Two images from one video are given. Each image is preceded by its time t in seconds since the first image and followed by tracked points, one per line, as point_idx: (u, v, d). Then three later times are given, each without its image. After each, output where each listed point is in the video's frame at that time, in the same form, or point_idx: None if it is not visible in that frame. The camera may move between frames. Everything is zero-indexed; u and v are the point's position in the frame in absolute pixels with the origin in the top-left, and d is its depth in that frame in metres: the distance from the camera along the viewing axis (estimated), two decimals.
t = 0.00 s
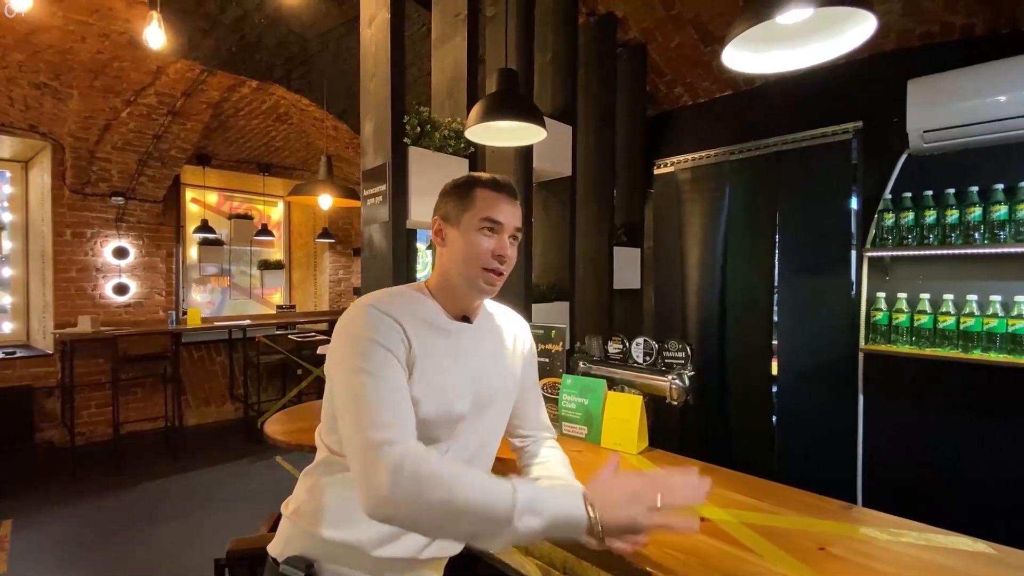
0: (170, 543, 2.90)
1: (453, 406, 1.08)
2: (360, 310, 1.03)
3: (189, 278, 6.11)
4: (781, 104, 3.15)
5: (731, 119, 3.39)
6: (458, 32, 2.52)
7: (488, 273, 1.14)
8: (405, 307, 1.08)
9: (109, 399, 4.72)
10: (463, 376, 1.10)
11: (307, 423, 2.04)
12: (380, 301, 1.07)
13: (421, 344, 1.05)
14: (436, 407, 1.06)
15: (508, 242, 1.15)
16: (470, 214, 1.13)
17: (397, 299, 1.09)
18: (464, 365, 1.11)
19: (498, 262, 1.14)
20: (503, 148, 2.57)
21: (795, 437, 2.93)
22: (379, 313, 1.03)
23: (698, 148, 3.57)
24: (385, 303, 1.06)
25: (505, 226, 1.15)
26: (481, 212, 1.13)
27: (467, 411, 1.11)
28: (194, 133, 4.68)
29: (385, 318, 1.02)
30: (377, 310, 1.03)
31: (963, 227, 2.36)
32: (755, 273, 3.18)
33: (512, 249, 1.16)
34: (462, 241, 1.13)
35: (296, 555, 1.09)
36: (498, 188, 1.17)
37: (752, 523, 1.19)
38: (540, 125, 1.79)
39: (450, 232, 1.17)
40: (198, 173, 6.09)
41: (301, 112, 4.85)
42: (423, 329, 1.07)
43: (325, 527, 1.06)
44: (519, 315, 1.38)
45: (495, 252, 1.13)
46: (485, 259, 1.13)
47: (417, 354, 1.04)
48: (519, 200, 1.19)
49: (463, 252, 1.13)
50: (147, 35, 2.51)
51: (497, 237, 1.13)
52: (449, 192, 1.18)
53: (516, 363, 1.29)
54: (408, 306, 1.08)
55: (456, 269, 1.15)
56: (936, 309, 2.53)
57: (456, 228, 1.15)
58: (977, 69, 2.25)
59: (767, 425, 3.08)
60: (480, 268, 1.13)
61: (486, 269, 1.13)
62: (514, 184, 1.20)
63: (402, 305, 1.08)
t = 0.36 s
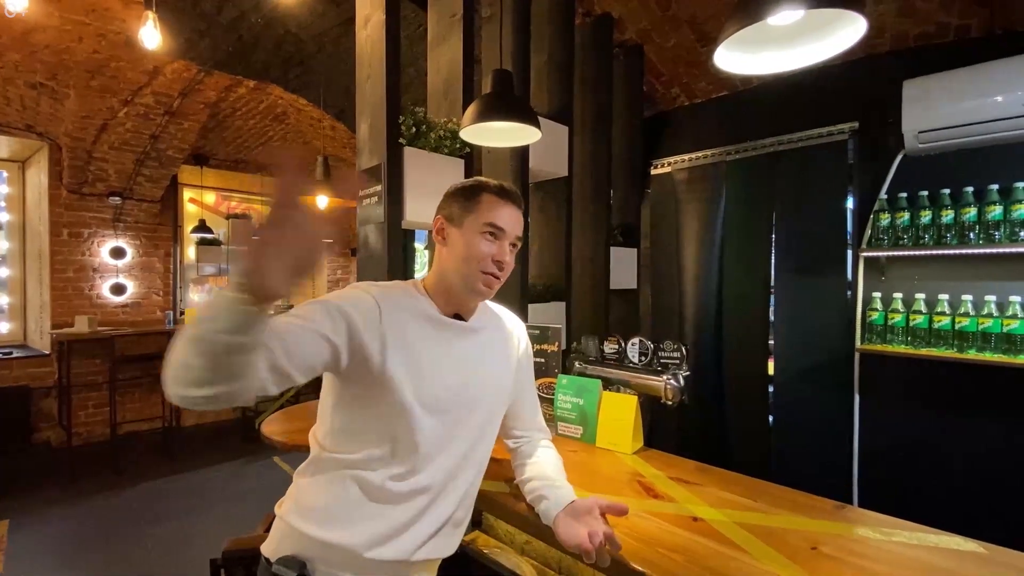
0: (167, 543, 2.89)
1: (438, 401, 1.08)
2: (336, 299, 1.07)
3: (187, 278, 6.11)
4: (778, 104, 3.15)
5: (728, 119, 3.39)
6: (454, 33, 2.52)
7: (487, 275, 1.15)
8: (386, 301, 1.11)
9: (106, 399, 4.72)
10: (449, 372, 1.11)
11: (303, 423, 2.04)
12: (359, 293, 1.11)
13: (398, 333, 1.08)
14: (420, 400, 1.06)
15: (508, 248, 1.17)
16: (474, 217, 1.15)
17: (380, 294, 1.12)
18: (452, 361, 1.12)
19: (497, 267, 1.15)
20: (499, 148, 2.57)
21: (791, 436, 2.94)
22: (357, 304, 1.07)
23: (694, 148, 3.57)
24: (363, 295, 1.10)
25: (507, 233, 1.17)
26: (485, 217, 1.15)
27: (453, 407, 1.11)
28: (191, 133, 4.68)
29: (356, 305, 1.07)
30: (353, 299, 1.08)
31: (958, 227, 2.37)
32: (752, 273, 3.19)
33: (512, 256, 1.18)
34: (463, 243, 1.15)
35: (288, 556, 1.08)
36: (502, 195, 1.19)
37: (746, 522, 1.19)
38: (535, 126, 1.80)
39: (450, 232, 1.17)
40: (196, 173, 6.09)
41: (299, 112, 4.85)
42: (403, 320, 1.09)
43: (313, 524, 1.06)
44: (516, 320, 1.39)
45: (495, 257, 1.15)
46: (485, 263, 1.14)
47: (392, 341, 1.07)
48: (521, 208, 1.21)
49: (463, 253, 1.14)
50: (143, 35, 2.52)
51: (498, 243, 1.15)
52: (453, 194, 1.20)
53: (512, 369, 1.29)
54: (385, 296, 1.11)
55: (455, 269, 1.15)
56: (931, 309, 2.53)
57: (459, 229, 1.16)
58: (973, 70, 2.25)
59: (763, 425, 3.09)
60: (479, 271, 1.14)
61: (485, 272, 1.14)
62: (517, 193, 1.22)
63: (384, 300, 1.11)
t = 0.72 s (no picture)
0: (164, 544, 2.88)
1: (430, 409, 1.06)
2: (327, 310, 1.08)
3: (184, 278, 6.09)
4: (775, 104, 3.15)
5: (726, 119, 3.39)
6: (451, 32, 2.52)
7: (497, 274, 1.13)
8: (380, 307, 1.10)
9: (103, 399, 4.71)
10: (444, 378, 1.09)
11: (300, 423, 2.04)
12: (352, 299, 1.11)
13: (386, 335, 1.08)
14: (411, 408, 1.05)
15: (518, 246, 1.16)
16: (483, 215, 1.14)
17: (375, 299, 1.11)
18: (447, 365, 1.10)
19: (508, 265, 1.14)
20: (497, 148, 2.57)
21: (789, 436, 2.94)
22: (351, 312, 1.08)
23: (692, 148, 3.57)
24: (356, 300, 1.10)
25: (516, 230, 1.15)
26: (494, 214, 1.14)
27: (449, 414, 1.09)
28: (188, 132, 4.67)
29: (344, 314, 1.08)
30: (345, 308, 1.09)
31: (956, 227, 2.37)
32: (749, 272, 3.19)
33: (522, 255, 1.17)
34: (472, 241, 1.14)
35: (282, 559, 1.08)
36: (511, 193, 1.18)
37: (744, 522, 1.19)
38: (532, 125, 1.79)
39: (459, 230, 1.17)
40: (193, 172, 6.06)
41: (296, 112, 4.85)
42: (396, 324, 1.09)
43: (307, 529, 1.06)
44: (518, 321, 1.38)
45: (506, 255, 1.14)
46: (494, 261, 1.13)
47: (380, 343, 1.07)
48: (530, 206, 1.20)
49: (472, 251, 1.13)
50: (138, 34, 2.50)
51: (508, 241, 1.14)
52: (461, 192, 1.19)
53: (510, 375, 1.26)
54: (379, 301, 1.11)
55: (464, 267, 1.14)
56: (928, 309, 2.54)
57: (467, 228, 1.15)
58: (970, 70, 2.25)
59: (761, 425, 3.09)
60: (489, 269, 1.13)
61: (495, 270, 1.13)
62: (526, 192, 1.22)
63: (378, 306, 1.10)
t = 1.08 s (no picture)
0: (160, 545, 2.86)
1: (436, 411, 1.07)
2: (334, 322, 1.01)
3: (181, 278, 6.08)
4: (773, 103, 3.15)
5: (724, 118, 3.38)
6: (448, 30, 2.51)
7: (487, 274, 1.13)
8: (386, 312, 1.07)
9: (99, 399, 4.68)
10: (447, 380, 1.10)
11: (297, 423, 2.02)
12: (354, 304, 1.07)
13: (397, 341, 1.05)
14: (421, 410, 1.05)
15: (510, 247, 1.15)
16: (476, 215, 1.13)
17: (377, 303, 1.08)
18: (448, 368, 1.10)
19: (500, 267, 1.13)
20: (494, 147, 2.56)
21: (787, 436, 2.94)
22: (359, 319, 1.03)
23: (690, 147, 3.56)
24: (360, 305, 1.06)
25: (509, 231, 1.15)
26: (487, 214, 1.13)
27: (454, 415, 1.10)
28: (185, 131, 4.65)
29: (355, 323, 1.01)
30: (352, 315, 1.03)
31: (954, 226, 2.37)
32: (747, 272, 3.19)
33: (514, 256, 1.16)
34: (464, 241, 1.13)
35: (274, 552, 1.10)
36: (504, 193, 1.17)
37: (742, 523, 1.18)
38: (529, 123, 1.79)
39: (452, 230, 1.16)
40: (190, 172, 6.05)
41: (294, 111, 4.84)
42: (404, 329, 1.07)
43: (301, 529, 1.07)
44: (515, 320, 1.38)
45: (497, 255, 1.13)
46: (486, 261, 1.12)
47: (394, 351, 1.04)
48: (523, 206, 1.19)
49: (464, 252, 1.13)
50: (134, 32, 2.49)
51: (501, 242, 1.14)
52: (455, 191, 1.18)
53: (506, 377, 1.26)
54: (385, 304, 1.08)
55: (456, 267, 1.13)
56: (926, 309, 2.53)
57: (460, 228, 1.14)
58: (967, 70, 2.25)
59: (759, 425, 3.09)
60: (480, 270, 1.12)
61: (485, 270, 1.12)
62: (520, 191, 1.21)
63: (383, 309, 1.07)
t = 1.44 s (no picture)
0: (157, 545, 2.86)
1: (446, 403, 1.09)
2: (347, 322, 1.01)
3: (179, 278, 6.07)
4: (771, 103, 3.15)
5: (723, 118, 3.38)
6: (446, 29, 2.50)
7: (482, 271, 1.15)
8: (393, 307, 1.08)
9: (96, 400, 4.66)
10: (454, 373, 1.11)
11: (295, 423, 2.02)
12: (360, 301, 1.07)
13: (408, 336, 1.06)
14: (432, 402, 1.07)
15: (499, 242, 1.17)
16: (464, 216, 1.13)
17: (382, 299, 1.08)
18: (454, 361, 1.12)
19: (493, 262, 1.15)
20: (492, 146, 2.55)
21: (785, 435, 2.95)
22: (369, 316, 1.03)
23: (689, 147, 3.56)
24: (367, 303, 1.06)
25: (497, 227, 1.16)
26: (475, 212, 1.13)
27: (461, 410, 1.12)
28: (182, 131, 4.64)
29: (367, 321, 1.02)
30: (362, 313, 1.03)
31: (952, 226, 2.37)
32: (746, 271, 3.19)
33: (503, 249, 1.19)
34: (455, 242, 1.13)
35: (283, 557, 1.11)
36: (488, 190, 1.17)
37: (741, 523, 1.18)
38: (528, 122, 1.78)
39: (440, 231, 1.15)
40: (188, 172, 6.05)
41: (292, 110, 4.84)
42: (413, 323, 1.08)
43: (313, 530, 1.08)
44: (507, 316, 1.38)
45: (489, 252, 1.15)
46: (479, 259, 1.14)
47: (407, 347, 1.05)
48: (507, 201, 1.20)
49: (457, 252, 1.13)
50: (130, 30, 2.48)
51: (490, 239, 1.15)
52: (437, 191, 1.17)
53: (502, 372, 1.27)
54: (388, 301, 1.09)
55: (449, 268, 1.14)
56: (924, 308, 2.53)
57: (448, 227, 1.14)
58: (964, 70, 2.25)
59: (757, 425, 3.09)
60: (476, 269, 1.14)
61: (480, 268, 1.14)
62: (502, 187, 1.21)
63: (389, 306, 1.08)
